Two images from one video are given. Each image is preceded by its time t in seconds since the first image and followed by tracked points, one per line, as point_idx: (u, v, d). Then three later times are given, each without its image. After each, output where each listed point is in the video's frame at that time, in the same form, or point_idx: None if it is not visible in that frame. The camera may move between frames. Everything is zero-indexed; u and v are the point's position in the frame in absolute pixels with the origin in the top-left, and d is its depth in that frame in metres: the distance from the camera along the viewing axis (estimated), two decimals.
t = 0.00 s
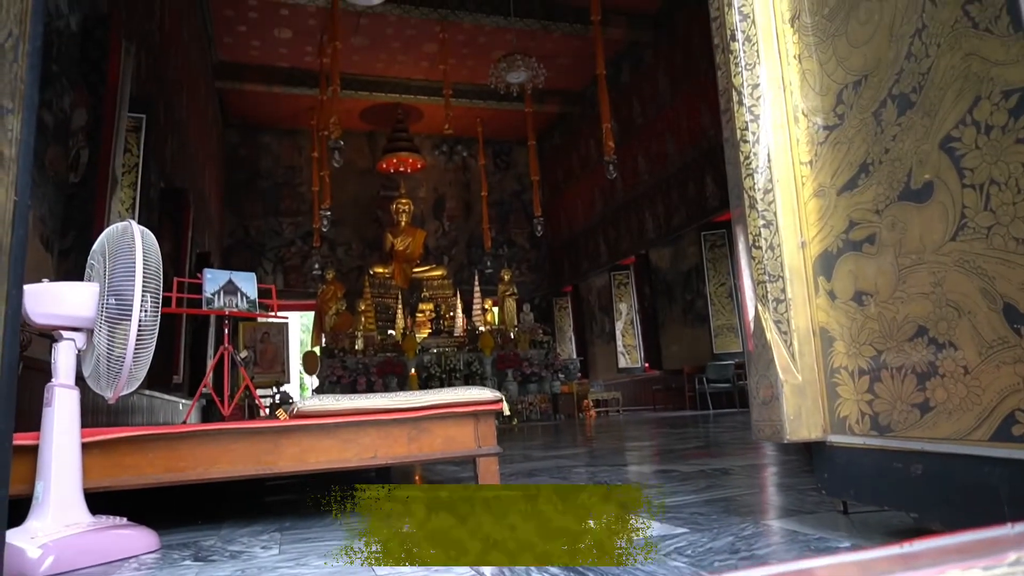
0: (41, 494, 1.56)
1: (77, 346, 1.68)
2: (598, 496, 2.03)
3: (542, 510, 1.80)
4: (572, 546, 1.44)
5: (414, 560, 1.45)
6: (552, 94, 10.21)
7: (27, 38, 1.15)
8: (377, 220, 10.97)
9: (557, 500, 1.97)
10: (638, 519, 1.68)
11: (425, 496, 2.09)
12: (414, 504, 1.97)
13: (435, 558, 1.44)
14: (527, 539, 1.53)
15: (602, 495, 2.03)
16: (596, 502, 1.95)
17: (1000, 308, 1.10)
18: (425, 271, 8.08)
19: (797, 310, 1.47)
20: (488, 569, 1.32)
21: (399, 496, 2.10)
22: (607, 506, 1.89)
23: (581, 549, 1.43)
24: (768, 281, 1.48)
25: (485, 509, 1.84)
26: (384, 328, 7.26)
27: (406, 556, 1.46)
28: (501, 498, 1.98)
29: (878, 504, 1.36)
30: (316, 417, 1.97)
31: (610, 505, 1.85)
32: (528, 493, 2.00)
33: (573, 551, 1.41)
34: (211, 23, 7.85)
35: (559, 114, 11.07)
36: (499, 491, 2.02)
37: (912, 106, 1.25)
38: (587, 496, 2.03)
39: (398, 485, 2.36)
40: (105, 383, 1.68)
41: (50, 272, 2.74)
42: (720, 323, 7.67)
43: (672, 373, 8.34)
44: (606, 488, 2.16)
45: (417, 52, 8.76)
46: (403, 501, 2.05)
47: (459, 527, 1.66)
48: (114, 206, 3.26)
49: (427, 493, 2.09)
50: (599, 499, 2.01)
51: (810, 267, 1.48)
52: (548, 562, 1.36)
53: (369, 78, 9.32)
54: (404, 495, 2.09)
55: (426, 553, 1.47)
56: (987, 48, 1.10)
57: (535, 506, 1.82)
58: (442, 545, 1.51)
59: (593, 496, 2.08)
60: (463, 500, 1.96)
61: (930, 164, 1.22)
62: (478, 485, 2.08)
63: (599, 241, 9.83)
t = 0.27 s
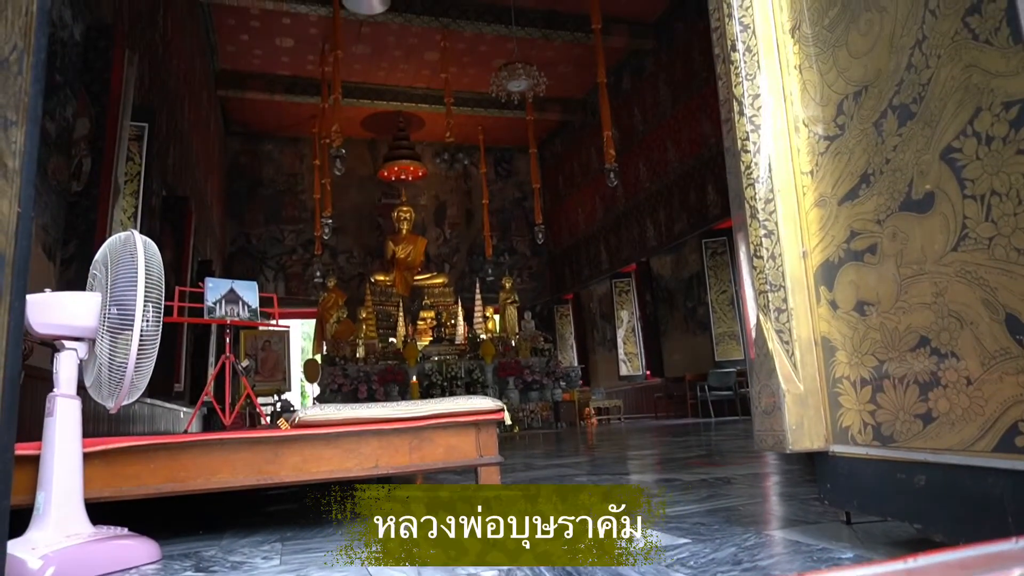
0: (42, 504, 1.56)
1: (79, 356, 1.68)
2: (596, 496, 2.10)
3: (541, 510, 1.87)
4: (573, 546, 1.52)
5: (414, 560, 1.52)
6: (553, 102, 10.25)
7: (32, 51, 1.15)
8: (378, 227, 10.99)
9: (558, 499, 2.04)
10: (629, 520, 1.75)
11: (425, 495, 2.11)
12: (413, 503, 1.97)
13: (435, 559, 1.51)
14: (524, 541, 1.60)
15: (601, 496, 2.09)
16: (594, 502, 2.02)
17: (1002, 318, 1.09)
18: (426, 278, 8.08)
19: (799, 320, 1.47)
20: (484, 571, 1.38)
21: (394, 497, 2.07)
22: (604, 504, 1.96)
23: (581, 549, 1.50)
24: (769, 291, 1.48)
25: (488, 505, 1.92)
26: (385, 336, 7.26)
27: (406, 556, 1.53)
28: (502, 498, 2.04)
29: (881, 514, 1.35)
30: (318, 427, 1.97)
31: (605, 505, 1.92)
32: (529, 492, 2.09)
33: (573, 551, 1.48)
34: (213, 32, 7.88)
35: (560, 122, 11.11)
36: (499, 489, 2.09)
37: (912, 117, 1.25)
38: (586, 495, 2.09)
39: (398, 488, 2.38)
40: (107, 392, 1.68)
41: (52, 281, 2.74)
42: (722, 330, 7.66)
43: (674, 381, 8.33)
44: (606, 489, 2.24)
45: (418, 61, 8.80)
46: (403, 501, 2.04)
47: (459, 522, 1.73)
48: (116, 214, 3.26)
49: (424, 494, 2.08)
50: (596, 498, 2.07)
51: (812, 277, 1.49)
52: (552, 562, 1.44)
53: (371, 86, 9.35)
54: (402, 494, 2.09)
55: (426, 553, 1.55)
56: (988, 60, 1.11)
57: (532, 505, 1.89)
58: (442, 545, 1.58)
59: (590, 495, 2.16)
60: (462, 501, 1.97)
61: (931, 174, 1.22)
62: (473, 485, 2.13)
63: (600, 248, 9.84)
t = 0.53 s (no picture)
0: (41, 516, 1.55)
1: (79, 367, 1.68)
2: (597, 495, 2.18)
3: (541, 510, 1.95)
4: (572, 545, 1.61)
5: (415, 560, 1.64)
6: (553, 110, 10.28)
7: (34, 66, 1.15)
8: (379, 236, 11.01)
9: (558, 500, 2.12)
10: (632, 520, 1.83)
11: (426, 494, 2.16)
12: (415, 504, 2.01)
13: (435, 558, 1.62)
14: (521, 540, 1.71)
15: (601, 494, 2.17)
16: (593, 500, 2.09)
17: (1003, 331, 1.09)
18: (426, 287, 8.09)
19: (799, 331, 1.47)
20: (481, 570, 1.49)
21: (395, 498, 2.06)
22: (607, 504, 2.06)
23: (580, 549, 1.60)
24: (770, 302, 1.48)
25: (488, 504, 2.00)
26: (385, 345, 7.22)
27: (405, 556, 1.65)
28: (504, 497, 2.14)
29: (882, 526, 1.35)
30: (317, 438, 1.96)
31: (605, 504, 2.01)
32: (530, 493, 2.18)
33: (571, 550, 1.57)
34: (214, 42, 7.92)
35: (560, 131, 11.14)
36: (500, 489, 2.18)
37: (911, 129, 1.26)
38: (586, 495, 2.18)
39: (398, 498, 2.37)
40: (107, 404, 1.68)
41: (52, 291, 2.74)
42: (722, 339, 7.66)
43: (674, 389, 8.32)
44: (606, 488, 2.32)
45: (418, 71, 8.84)
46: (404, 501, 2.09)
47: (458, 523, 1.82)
48: (116, 224, 3.27)
49: (425, 496, 2.08)
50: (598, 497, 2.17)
51: (812, 288, 1.49)
52: (551, 561, 1.53)
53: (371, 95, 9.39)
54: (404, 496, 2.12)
55: (426, 553, 1.66)
56: (986, 73, 1.11)
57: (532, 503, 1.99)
58: (441, 545, 1.70)
59: (593, 496, 2.24)
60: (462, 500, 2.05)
61: (930, 186, 1.22)
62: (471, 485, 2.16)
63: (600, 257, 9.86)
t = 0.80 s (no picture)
0: (43, 526, 1.53)
1: (83, 377, 1.68)
2: (596, 495, 2.20)
3: (541, 510, 1.98)
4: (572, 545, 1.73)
5: (416, 560, 1.72)
6: (555, 119, 10.31)
7: (41, 80, 1.15)
8: (382, 245, 11.04)
9: (558, 500, 2.13)
10: (632, 520, 1.94)
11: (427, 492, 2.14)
12: (415, 503, 1.97)
13: (434, 559, 1.69)
14: (520, 541, 1.79)
15: (601, 495, 2.21)
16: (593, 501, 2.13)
17: (1008, 344, 1.09)
18: (429, 296, 8.10)
19: (803, 343, 1.47)
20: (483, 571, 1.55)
21: (395, 497, 1.99)
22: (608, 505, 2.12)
23: (581, 548, 1.71)
24: (773, 314, 1.49)
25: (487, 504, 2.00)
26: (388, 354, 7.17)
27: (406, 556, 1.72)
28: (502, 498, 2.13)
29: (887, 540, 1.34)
30: (320, 448, 1.98)
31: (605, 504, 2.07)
32: (529, 493, 2.16)
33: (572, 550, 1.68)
34: (219, 52, 7.97)
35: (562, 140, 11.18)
36: (499, 489, 2.16)
37: (914, 142, 1.26)
38: (586, 495, 2.20)
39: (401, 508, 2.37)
40: (110, 414, 1.68)
41: (57, 300, 2.75)
42: (725, 348, 7.65)
43: (677, 399, 8.31)
44: (606, 489, 2.32)
45: (421, 80, 8.88)
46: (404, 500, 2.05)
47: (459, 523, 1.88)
48: (121, 233, 3.27)
49: (425, 495, 2.01)
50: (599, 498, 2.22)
51: (816, 301, 1.49)
52: (551, 561, 1.64)
53: (374, 104, 9.44)
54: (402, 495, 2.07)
55: (426, 553, 1.74)
56: (988, 87, 1.11)
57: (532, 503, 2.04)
58: (441, 546, 1.77)
59: (592, 495, 2.26)
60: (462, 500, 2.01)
61: (934, 200, 1.22)
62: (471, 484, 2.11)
63: (603, 266, 9.87)
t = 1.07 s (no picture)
0: (43, 539, 1.53)
1: (84, 389, 1.66)
2: (597, 494, 2.24)
3: (539, 511, 1.98)
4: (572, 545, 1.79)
5: (417, 560, 1.80)
6: (555, 128, 10.34)
7: (44, 94, 1.16)
8: (382, 253, 11.04)
9: (558, 498, 2.15)
10: (632, 520, 2.01)
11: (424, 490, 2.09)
12: (415, 503, 1.98)
13: (435, 559, 1.78)
14: (520, 541, 1.86)
15: (600, 492, 2.25)
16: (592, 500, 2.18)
17: (1010, 356, 1.08)
18: (429, 305, 8.10)
19: (804, 354, 1.48)
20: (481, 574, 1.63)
21: (396, 498, 2.00)
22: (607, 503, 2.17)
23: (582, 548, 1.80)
24: (775, 325, 1.49)
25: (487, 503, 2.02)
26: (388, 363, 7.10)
27: (406, 556, 1.80)
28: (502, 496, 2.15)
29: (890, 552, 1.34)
30: (319, 460, 1.98)
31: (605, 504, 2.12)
32: (528, 490, 2.14)
33: (573, 552, 1.74)
34: (220, 62, 8.01)
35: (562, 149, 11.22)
36: (499, 489, 2.13)
37: (914, 154, 1.26)
38: (584, 493, 2.23)
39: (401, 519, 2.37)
40: (111, 426, 1.68)
41: (59, 311, 2.75)
42: (725, 356, 7.64)
43: (678, 407, 8.30)
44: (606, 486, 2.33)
45: (422, 90, 8.91)
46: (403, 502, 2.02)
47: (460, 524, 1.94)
48: (122, 243, 3.27)
49: (425, 495, 2.03)
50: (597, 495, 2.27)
51: (817, 311, 1.49)
52: (550, 561, 1.71)
53: (375, 114, 9.48)
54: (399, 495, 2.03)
55: (426, 553, 1.82)
56: (988, 99, 1.11)
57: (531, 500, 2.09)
58: (442, 546, 1.85)
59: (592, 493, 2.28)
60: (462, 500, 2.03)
61: (934, 211, 1.22)
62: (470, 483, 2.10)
63: (604, 274, 9.89)
